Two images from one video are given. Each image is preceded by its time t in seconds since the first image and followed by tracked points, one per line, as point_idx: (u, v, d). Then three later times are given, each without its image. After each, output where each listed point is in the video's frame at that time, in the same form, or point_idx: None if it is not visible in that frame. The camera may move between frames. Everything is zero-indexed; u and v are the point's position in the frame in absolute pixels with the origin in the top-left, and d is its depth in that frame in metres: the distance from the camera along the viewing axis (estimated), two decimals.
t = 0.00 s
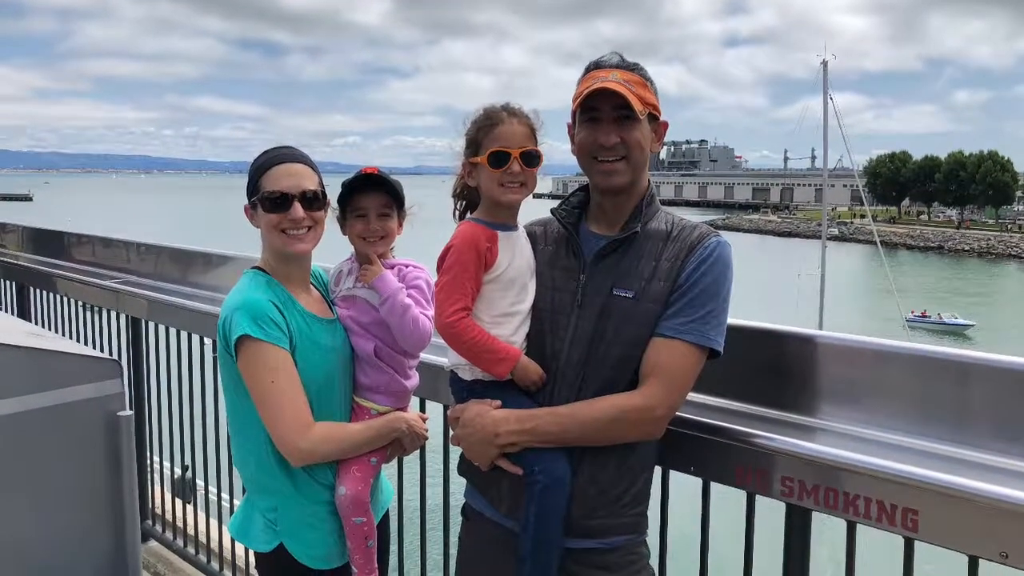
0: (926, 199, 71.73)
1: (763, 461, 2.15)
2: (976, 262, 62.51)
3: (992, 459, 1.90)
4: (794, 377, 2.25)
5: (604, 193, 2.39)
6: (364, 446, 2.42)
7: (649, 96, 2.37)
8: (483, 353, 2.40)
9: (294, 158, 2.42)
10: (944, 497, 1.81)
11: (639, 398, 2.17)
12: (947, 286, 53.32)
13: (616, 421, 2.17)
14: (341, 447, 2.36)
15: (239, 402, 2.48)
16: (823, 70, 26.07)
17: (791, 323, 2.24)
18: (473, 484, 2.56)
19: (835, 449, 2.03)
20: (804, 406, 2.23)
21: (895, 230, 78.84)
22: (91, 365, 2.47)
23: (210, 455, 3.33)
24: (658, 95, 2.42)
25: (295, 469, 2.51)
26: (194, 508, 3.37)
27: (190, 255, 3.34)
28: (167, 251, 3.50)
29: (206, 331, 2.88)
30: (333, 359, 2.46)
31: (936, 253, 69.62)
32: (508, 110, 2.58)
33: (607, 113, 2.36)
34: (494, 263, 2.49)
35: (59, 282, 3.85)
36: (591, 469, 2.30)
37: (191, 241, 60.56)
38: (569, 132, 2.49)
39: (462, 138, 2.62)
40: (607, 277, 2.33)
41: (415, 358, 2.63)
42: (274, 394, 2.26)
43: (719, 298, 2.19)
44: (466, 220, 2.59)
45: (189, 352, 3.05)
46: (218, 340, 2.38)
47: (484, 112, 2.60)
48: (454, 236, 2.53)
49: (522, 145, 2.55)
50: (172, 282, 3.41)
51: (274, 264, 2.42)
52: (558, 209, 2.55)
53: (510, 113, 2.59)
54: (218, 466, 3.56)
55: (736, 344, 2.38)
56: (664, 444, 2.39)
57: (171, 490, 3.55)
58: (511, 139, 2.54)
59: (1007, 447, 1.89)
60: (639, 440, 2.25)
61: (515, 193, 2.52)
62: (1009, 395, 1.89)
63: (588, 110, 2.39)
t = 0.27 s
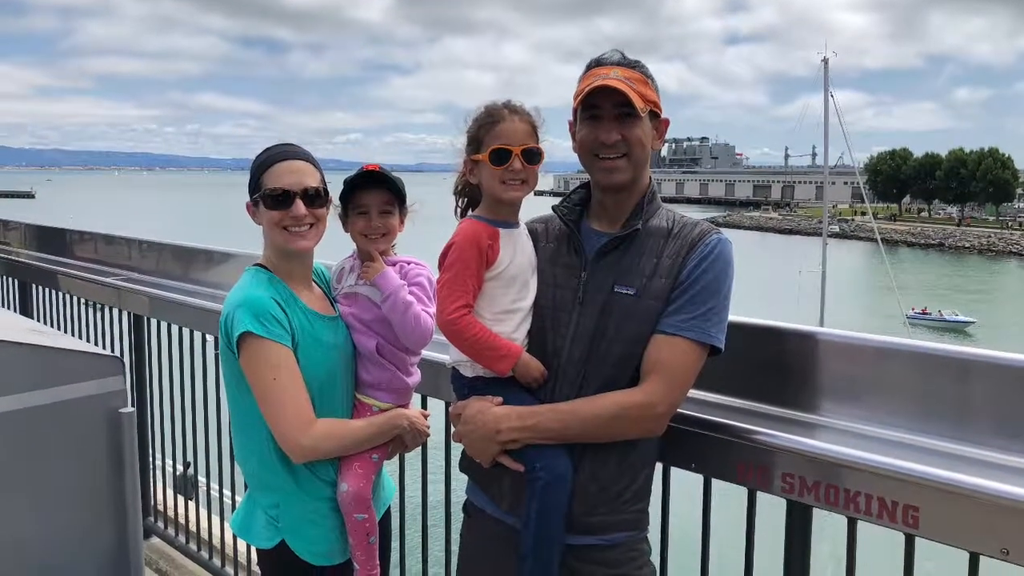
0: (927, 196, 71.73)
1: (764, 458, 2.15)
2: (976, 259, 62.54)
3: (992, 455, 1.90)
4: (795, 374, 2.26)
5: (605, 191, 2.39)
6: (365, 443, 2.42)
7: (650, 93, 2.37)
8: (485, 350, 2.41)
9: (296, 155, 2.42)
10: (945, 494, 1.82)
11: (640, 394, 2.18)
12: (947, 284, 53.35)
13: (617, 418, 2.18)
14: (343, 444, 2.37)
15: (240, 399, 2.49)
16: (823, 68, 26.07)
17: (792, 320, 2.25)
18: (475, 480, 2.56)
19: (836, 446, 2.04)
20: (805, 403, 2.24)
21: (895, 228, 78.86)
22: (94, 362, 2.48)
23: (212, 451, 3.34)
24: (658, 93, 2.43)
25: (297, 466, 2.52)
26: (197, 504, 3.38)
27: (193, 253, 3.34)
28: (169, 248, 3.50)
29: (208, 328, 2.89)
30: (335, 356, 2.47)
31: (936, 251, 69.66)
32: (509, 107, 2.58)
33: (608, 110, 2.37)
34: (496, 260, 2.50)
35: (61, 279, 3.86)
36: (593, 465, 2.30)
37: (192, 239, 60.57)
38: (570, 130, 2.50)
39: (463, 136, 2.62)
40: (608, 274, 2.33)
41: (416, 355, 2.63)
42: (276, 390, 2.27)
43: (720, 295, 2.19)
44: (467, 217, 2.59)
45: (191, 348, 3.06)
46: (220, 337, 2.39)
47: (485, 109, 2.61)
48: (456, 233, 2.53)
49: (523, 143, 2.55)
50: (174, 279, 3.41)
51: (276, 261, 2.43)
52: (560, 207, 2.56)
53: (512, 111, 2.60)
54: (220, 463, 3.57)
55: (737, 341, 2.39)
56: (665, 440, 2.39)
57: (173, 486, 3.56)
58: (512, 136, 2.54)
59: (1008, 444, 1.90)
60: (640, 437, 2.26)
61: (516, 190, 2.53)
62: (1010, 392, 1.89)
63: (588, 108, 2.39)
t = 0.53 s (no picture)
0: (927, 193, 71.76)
1: (765, 454, 2.16)
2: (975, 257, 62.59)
3: (992, 452, 1.91)
4: (796, 371, 2.26)
5: (606, 188, 2.40)
6: (367, 440, 2.43)
7: (651, 91, 2.37)
8: (487, 347, 2.41)
9: (298, 152, 2.43)
10: (946, 491, 1.83)
11: (641, 391, 2.18)
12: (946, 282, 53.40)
13: (619, 415, 2.19)
14: (344, 441, 2.38)
15: (242, 395, 2.49)
16: (824, 66, 26.07)
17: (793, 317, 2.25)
18: (476, 477, 2.57)
19: (837, 442, 2.04)
20: (806, 400, 2.24)
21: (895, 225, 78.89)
22: (96, 359, 2.48)
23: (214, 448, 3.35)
24: (660, 90, 2.43)
25: (298, 462, 2.52)
26: (198, 501, 3.39)
27: (195, 249, 3.35)
28: (171, 245, 3.51)
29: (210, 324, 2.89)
30: (336, 353, 2.47)
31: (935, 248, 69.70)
32: (510, 104, 2.59)
33: (609, 108, 2.37)
34: (497, 257, 2.50)
35: (64, 276, 3.86)
36: (594, 462, 2.31)
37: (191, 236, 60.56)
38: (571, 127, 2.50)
39: (465, 133, 2.63)
40: (610, 271, 2.34)
41: (418, 352, 2.64)
42: (278, 387, 2.27)
43: (721, 292, 2.20)
44: (469, 214, 2.60)
45: (192, 345, 3.06)
46: (222, 334, 2.39)
47: (487, 106, 2.61)
48: (457, 230, 2.54)
49: (525, 140, 2.55)
50: (176, 276, 3.42)
51: (277, 258, 2.43)
52: (561, 204, 2.56)
53: (513, 108, 2.60)
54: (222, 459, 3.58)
55: (738, 337, 2.39)
56: (666, 437, 2.40)
57: (175, 483, 3.57)
58: (514, 133, 2.55)
59: (1008, 441, 1.90)
60: (641, 434, 2.27)
61: (517, 187, 2.53)
62: (1011, 389, 1.90)
63: (590, 105, 2.39)
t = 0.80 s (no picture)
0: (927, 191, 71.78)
1: (766, 451, 2.17)
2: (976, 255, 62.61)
3: (993, 449, 1.92)
4: (797, 368, 2.27)
5: (607, 185, 2.40)
6: (368, 437, 2.43)
7: (652, 88, 2.37)
8: (488, 344, 2.42)
9: (300, 149, 2.43)
10: (947, 487, 1.83)
11: (642, 388, 2.19)
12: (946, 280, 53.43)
13: (620, 412, 2.19)
14: (346, 438, 2.38)
15: (244, 392, 2.50)
16: (824, 64, 26.07)
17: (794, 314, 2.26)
18: (478, 473, 2.58)
19: (837, 439, 2.05)
20: (807, 397, 2.25)
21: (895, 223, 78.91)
22: (98, 356, 2.49)
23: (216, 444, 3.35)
24: (661, 87, 2.43)
25: (300, 459, 2.53)
26: (201, 497, 3.40)
27: (197, 246, 3.36)
28: (173, 242, 3.51)
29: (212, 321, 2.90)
30: (338, 350, 2.48)
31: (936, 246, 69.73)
32: (512, 102, 2.59)
33: (611, 105, 2.37)
34: (499, 254, 2.51)
35: (66, 273, 3.87)
36: (595, 458, 2.32)
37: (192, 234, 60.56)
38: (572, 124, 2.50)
39: (466, 130, 2.63)
40: (611, 268, 2.34)
41: (419, 349, 2.64)
42: (280, 384, 2.28)
43: (722, 289, 2.20)
44: (470, 211, 2.60)
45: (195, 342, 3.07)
46: (224, 331, 2.40)
47: (489, 104, 2.61)
48: (458, 228, 2.54)
49: (526, 137, 2.56)
50: (178, 273, 3.43)
51: (279, 255, 2.44)
52: (562, 201, 2.56)
53: (515, 105, 2.60)
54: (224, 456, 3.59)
55: (739, 334, 2.40)
56: (667, 433, 2.40)
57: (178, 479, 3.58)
58: (515, 130, 2.55)
59: (1009, 438, 1.91)
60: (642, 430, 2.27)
61: (519, 184, 2.53)
62: (1012, 386, 1.90)
63: (591, 103, 2.39)
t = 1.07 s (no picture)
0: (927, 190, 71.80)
1: (767, 448, 2.17)
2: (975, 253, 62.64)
3: (993, 445, 1.92)
4: (797, 364, 2.28)
5: (608, 182, 2.40)
6: (370, 433, 2.43)
7: (654, 86, 2.38)
8: (490, 341, 2.42)
9: (302, 146, 2.44)
10: (947, 484, 1.84)
11: (644, 385, 2.19)
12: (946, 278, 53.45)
13: (622, 409, 2.19)
14: (348, 434, 2.39)
15: (246, 389, 2.50)
16: (825, 62, 26.07)
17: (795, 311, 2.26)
18: (479, 470, 2.58)
19: (838, 436, 2.05)
20: (807, 394, 2.26)
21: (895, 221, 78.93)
22: (100, 352, 2.49)
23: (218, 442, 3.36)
24: (662, 85, 2.43)
25: (301, 456, 2.53)
26: (203, 494, 3.40)
27: (199, 244, 3.36)
28: (175, 239, 3.52)
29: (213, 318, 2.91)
30: (340, 347, 2.48)
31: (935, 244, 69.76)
32: (513, 99, 2.59)
33: (612, 102, 2.37)
34: (500, 252, 2.51)
35: (68, 270, 3.87)
36: (596, 455, 2.32)
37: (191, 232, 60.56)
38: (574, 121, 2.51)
39: (468, 127, 2.63)
40: (612, 265, 2.35)
41: (421, 346, 2.65)
42: (281, 381, 2.28)
43: (723, 286, 2.21)
44: (472, 209, 2.61)
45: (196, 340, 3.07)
46: (226, 328, 2.40)
47: (490, 101, 2.62)
48: (460, 225, 2.55)
49: (528, 135, 2.56)
50: (181, 270, 3.43)
51: (281, 252, 2.44)
52: (563, 198, 2.57)
53: (516, 103, 2.61)
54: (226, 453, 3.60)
55: (740, 331, 2.40)
56: (668, 430, 2.41)
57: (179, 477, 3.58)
58: (516, 128, 2.55)
59: (1009, 434, 1.91)
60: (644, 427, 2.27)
61: (521, 181, 2.54)
62: (1012, 383, 1.91)
63: (592, 100, 2.39)
